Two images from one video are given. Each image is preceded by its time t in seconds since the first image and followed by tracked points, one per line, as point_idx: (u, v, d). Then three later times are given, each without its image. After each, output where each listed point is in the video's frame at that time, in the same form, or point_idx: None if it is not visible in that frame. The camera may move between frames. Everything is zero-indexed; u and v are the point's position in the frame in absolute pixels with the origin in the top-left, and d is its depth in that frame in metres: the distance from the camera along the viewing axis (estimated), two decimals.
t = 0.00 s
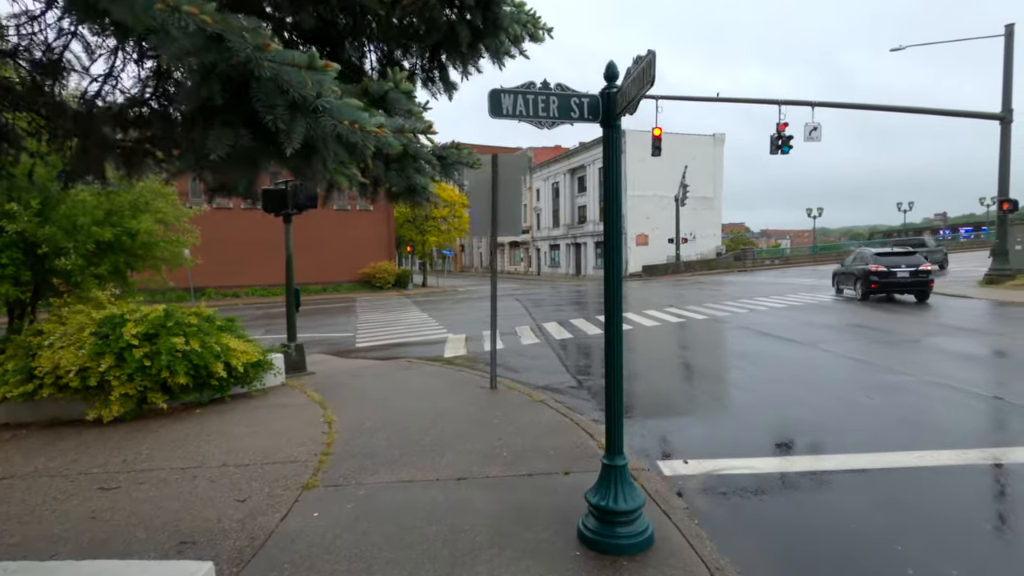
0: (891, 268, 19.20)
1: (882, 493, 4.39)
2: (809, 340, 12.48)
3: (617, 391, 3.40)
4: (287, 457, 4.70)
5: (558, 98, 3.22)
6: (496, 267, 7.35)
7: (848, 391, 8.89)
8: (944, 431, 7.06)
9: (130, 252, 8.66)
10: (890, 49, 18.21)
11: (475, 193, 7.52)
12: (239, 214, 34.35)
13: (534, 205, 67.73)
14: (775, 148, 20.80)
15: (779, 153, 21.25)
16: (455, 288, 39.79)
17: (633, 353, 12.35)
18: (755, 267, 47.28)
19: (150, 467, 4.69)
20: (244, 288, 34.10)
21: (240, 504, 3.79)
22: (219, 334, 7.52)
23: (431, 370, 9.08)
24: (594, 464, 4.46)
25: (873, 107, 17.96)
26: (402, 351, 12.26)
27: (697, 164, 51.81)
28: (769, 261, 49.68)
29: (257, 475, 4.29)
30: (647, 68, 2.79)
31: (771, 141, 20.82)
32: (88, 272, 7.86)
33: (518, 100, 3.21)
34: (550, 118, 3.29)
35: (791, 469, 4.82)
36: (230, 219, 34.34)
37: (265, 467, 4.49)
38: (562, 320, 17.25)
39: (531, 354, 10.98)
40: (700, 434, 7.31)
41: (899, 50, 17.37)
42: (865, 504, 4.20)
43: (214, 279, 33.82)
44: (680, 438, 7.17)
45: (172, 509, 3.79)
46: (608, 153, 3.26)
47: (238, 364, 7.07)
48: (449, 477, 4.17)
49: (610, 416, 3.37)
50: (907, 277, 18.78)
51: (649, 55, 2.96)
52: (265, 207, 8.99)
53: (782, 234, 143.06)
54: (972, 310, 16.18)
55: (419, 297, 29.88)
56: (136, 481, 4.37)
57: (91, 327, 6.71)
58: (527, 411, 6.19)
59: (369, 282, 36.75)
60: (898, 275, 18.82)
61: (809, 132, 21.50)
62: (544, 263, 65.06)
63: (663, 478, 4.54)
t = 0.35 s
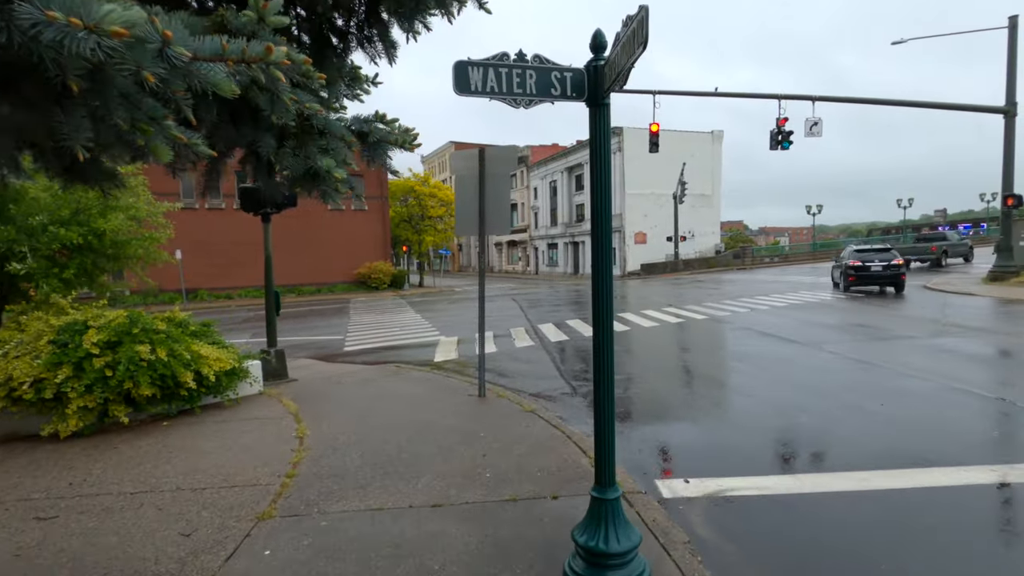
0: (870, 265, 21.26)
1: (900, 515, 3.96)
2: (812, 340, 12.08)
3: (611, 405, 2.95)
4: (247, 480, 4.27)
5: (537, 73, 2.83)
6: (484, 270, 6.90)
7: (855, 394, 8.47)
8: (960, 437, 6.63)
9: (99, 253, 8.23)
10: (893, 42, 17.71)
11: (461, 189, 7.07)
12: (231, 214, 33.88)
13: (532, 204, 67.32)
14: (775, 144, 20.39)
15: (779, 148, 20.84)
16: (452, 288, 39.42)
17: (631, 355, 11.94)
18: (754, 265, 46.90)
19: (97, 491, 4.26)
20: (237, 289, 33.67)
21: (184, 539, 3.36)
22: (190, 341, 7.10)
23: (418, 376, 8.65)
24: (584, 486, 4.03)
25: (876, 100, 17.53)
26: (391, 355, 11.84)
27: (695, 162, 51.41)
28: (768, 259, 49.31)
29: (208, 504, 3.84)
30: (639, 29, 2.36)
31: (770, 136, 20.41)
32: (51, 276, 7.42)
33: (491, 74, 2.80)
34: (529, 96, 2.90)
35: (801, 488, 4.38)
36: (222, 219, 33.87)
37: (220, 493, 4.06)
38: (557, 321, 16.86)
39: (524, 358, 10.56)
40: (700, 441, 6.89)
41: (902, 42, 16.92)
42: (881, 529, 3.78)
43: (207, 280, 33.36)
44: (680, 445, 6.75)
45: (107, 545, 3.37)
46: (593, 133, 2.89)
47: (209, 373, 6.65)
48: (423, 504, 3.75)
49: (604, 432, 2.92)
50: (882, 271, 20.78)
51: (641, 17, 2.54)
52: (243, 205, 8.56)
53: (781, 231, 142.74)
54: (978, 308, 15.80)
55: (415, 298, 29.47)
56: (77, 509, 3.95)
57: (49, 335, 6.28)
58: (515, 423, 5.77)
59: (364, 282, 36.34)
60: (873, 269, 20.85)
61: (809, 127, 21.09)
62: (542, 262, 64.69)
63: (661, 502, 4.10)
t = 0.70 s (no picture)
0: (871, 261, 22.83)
1: (948, 541, 3.51)
2: (827, 340, 11.60)
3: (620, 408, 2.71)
4: (217, 498, 3.87)
5: (531, 27, 2.56)
6: (482, 267, 6.48)
7: (874, 396, 8.01)
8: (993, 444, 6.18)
9: (78, 250, 7.85)
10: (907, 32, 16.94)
11: (458, 182, 6.65)
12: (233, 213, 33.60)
13: (536, 202, 66.90)
14: (785, 138, 19.86)
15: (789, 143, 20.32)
16: (456, 287, 39.10)
17: (638, 356, 11.51)
18: (762, 263, 46.31)
19: (52, 510, 3.87)
20: (239, 289, 33.45)
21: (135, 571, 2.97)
22: (173, 343, 6.71)
23: (415, 379, 8.26)
24: (590, 507, 3.61)
25: (890, 93, 17.02)
26: (389, 357, 11.46)
27: (702, 159, 50.80)
28: (776, 257, 48.70)
29: (169, 528, 3.45)
30: None
31: (780, 130, 19.90)
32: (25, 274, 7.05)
33: (473, 27, 2.52)
34: (519, 53, 2.62)
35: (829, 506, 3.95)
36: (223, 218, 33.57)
37: (185, 513, 3.66)
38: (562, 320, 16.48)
39: (526, 359, 10.16)
40: (709, 444, 6.47)
41: (917, 33, 16.32)
42: (922, 555, 3.35)
43: (208, 280, 33.09)
44: (687, 450, 6.33)
45: None
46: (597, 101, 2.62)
47: (191, 377, 6.26)
48: (408, 528, 3.34)
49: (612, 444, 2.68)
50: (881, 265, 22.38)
51: None
52: (230, 200, 8.16)
53: (788, 229, 141.59)
54: (997, 306, 15.29)
55: (418, 297, 29.12)
56: (25, 531, 3.56)
57: (19, 337, 5.90)
58: (515, 431, 5.35)
59: (368, 281, 36.06)
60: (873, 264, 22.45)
61: (820, 121, 20.56)
62: (547, 261, 64.30)
63: (677, 527, 3.66)
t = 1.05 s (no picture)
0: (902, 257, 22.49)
1: None
2: (859, 344, 11.00)
3: (653, 430, 2.52)
4: (200, 525, 3.52)
5: None
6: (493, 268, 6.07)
7: (917, 405, 7.43)
8: None
9: (78, 250, 7.59)
10: (940, 21, 15.43)
11: (469, 176, 6.25)
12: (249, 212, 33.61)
13: (552, 199, 66.27)
14: (811, 132, 19.09)
15: (815, 137, 19.53)
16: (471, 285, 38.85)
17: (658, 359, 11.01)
18: (783, 261, 45.28)
19: (23, 534, 3.55)
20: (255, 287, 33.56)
21: None
22: (171, 348, 6.42)
23: (424, 384, 7.88)
24: (612, 544, 3.17)
25: (925, 83, 16.19)
26: (399, 359, 11.12)
27: (722, 155, 49.77)
28: (798, 254, 47.62)
29: (141, 561, 3.12)
30: None
31: (806, 124, 19.13)
32: (21, 275, 6.79)
33: None
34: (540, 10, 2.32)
35: (891, 545, 3.49)
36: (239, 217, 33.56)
37: (163, 543, 3.31)
38: (578, 320, 16.03)
39: (541, 362, 9.74)
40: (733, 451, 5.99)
41: (953, 20, 15.49)
42: None
43: (225, 278, 33.16)
44: (709, 455, 5.86)
45: None
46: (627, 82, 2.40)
47: (188, 383, 5.95)
48: (406, 569, 2.95)
49: (645, 472, 2.50)
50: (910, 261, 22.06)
51: None
52: (233, 197, 7.84)
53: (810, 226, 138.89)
54: None
55: (432, 295, 28.87)
56: None
57: (9, 341, 5.63)
58: (529, 446, 4.91)
59: (382, 279, 35.96)
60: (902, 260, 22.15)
61: (848, 114, 19.74)
62: (563, 258, 63.76)
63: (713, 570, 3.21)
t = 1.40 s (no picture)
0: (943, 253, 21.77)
1: None
2: (894, 347, 10.38)
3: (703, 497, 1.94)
4: (172, 552, 3.13)
5: None
6: (504, 268, 5.62)
7: (959, 411, 6.87)
8: None
9: (76, 247, 7.31)
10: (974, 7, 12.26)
11: (479, 170, 5.83)
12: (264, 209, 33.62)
13: (568, 197, 65.68)
14: (839, 124, 18.30)
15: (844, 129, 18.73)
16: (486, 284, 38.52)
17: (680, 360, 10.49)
18: (805, 260, 44.22)
19: None
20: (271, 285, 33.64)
21: None
22: (166, 348, 6.09)
23: (433, 387, 7.48)
24: None
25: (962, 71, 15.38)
26: (410, 359, 10.76)
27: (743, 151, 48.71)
28: (821, 253, 46.48)
29: None
30: None
31: (834, 116, 18.35)
32: (12, 271, 6.52)
33: None
34: None
35: None
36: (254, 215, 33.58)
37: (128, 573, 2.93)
38: (594, 320, 15.56)
39: (557, 365, 9.30)
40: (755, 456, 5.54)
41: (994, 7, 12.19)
42: None
43: (240, 276, 33.27)
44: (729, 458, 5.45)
45: None
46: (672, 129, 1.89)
47: (182, 387, 5.61)
48: None
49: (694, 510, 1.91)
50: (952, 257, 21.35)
51: None
52: (235, 190, 7.51)
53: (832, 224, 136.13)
54: None
55: (447, 294, 28.57)
56: None
57: None
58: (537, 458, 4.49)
59: (397, 278, 35.80)
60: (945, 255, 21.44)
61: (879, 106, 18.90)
62: (579, 257, 63.15)
63: None
